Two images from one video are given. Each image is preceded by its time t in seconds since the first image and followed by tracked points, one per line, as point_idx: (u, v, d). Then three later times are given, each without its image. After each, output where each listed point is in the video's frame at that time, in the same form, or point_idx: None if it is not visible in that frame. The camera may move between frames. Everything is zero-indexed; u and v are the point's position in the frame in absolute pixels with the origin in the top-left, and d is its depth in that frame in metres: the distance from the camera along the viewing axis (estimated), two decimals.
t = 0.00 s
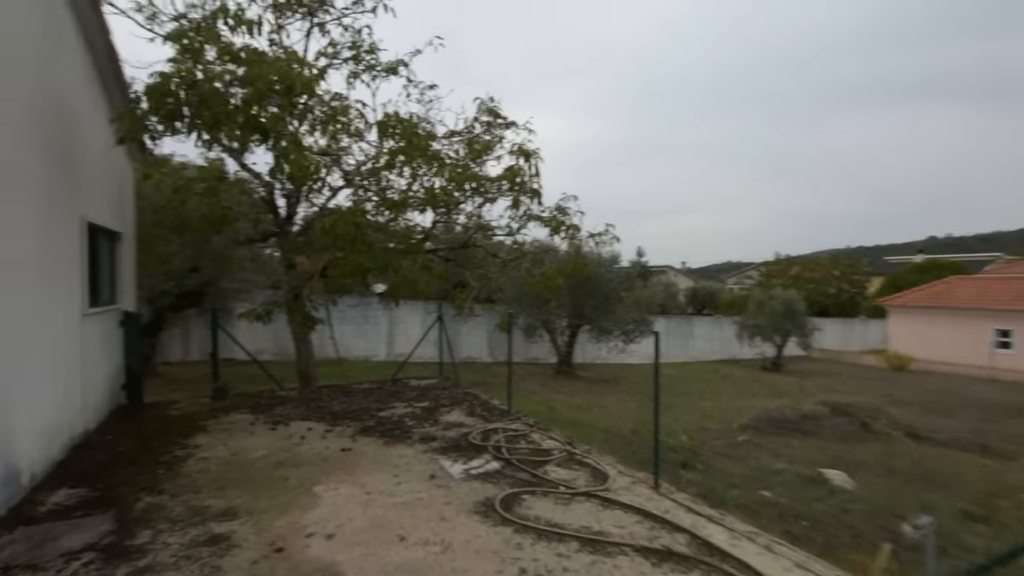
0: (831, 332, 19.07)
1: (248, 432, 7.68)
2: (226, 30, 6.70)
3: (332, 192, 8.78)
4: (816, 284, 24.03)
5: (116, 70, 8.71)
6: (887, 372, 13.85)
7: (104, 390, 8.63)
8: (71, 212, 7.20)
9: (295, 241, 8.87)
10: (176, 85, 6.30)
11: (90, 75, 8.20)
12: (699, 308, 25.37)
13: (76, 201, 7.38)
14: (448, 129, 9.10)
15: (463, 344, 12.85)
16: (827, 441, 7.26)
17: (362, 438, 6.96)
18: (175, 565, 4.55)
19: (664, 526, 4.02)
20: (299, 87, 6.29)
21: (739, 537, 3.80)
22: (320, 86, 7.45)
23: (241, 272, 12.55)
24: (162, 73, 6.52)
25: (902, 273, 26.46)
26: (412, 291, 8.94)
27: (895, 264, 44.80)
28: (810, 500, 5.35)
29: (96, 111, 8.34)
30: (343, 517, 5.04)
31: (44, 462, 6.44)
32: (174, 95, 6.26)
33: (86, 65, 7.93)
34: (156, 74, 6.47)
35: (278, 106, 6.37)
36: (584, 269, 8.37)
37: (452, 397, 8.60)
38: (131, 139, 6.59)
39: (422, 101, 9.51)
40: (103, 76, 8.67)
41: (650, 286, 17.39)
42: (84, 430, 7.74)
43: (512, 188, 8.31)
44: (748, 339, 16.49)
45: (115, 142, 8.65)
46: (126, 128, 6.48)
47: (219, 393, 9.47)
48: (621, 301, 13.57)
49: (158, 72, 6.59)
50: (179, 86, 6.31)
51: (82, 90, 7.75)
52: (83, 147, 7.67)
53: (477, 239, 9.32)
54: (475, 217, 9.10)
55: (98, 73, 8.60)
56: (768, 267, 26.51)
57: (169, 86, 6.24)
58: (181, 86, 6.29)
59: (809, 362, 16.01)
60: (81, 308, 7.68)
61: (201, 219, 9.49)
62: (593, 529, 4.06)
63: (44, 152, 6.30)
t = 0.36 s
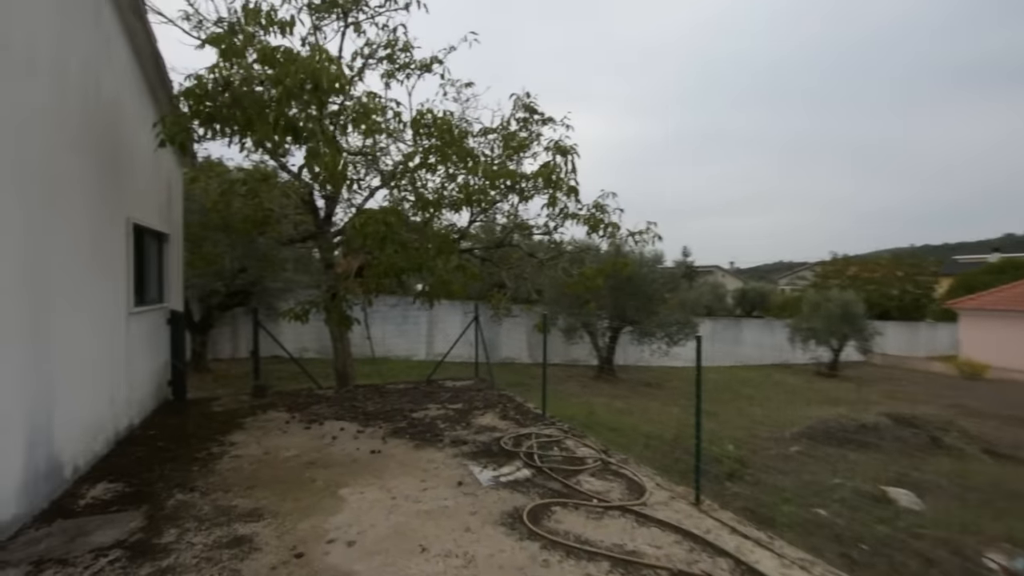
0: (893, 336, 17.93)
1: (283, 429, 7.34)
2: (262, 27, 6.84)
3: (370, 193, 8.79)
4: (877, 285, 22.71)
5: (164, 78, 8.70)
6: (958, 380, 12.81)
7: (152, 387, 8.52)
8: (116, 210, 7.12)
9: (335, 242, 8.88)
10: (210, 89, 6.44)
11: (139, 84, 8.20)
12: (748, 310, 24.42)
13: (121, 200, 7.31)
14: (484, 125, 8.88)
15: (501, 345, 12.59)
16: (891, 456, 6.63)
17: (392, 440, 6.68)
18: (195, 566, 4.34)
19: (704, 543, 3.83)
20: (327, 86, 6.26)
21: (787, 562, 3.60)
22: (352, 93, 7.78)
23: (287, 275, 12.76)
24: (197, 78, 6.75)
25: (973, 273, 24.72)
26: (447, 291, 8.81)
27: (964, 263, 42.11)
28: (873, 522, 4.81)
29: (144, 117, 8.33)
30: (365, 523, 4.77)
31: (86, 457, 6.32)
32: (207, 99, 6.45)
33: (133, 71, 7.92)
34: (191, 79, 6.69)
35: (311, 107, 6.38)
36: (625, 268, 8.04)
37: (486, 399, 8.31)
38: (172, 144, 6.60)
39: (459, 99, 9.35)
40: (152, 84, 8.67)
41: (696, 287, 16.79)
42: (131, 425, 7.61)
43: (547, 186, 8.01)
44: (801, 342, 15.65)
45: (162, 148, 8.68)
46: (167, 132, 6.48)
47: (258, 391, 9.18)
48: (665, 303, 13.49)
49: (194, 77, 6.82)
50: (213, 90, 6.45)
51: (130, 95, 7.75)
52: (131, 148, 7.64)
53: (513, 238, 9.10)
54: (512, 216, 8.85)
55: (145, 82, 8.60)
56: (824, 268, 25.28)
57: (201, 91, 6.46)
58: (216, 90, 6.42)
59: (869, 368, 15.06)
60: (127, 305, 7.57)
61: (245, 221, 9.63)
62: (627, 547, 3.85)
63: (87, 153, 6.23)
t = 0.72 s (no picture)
0: (970, 340, 16.55)
1: (318, 429, 7.26)
2: (291, 27, 6.75)
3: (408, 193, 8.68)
4: (952, 285, 21.09)
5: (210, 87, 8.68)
6: None
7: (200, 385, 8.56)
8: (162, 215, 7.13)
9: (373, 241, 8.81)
10: (242, 90, 6.54)
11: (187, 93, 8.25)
12: (808, 311, 23.19)
13: (168, 203, 7.30)
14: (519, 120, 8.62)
15: (543, 346, 12.29)
16: (969, 473, 5.94)
17: (424, 442, 6.48)
18: (218, 566, 4.23)
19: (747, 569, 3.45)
20: (355, 83, 6.21)
21: None
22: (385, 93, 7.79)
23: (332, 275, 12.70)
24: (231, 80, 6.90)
25: None
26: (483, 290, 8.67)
27: None
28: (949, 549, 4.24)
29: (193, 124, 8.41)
30: (388, 529, 4.57)
31: (132, 450, 6.30)
32: (233, 102, 6.56)
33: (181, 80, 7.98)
34: (225, 80, 6.83)
35: (338, 104, 6.39)
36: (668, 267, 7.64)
37: (523, 402, 8.03)
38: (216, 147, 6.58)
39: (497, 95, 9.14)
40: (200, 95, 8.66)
41: (751, 288, 15.98)
42: (177, 420, 7.67)
43: (586, 182, 7.67)
44: (866, 346, 14.63)
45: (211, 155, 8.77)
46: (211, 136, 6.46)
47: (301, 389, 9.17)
48: (716, 304, 12.63)
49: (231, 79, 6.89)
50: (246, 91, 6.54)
51: (178, 103, 7.73)
52: (178, 154, 7.62)
53: (551, 237, 8.84)
54: (551, 214, 8.51)
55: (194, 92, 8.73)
56: (892, 266, 23.73)
57: (229, 94, 6.60)
58: (250, 89, 6.50)
59: (943, 375, 13.91)
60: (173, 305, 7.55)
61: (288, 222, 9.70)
62: (659, 568, 3.54)
63: (134, 160, 6.22)
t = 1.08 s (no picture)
0: None
1: (371, 426, 7.17)
2: (345, 31, 6.65)
3: (462, 194, 8.62)
4: None
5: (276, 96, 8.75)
6: None
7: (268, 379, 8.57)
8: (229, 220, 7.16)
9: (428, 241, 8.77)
10: (299, 96, 6.66)
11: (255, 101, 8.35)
12: (894, 315, 21.49)
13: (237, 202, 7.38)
14: (572, 116, 8.41)
15: (604, 347, 11.90)
16: None
17: (473, 443, 6.30)
18: (263, 560, 4.08)
19: None
20: (400, 84, 6.21)
21: None
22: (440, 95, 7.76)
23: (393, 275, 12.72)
24: (289, 85, 7.04)
25: None
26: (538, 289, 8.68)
27: None
28: None
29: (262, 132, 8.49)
30: (429, 532, 4.36)
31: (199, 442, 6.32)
32: (290, 106, 6.68)
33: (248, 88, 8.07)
34: (283, 86, 6.97)
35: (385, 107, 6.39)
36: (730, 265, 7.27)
37: (576, 405, 7.73)
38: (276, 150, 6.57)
39: (552, 91, 9.02)
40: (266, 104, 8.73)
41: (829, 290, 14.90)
42: (244, 413, 7.53)
43: (642, 176, 7.31)
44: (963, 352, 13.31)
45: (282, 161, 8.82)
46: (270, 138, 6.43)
47: (358, 385, 9.22)
48: (790, 305, 12.10)
49: (289, 84, 7.04)
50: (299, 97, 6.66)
51: (248, 109, 7.86)
52: (247, 157, 7.70)
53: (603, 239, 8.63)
54: (607, 212, 8.30)
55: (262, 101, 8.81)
56: (994, 265, 21.60)
57: (287, 99, 6.72)
58: (306, 95, 6.63)
59: None
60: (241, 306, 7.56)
61: (348, 223, 9.83)
62: None
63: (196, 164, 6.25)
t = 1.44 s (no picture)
0: None
1: (414, 425, 6.99)
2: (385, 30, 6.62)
3: (509, 192, 8.48)
4: None
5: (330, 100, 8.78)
6: None
7: (320, 375, 8.55)
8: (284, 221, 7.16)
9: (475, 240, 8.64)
10: (343, 95, 6.62)
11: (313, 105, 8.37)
12: (989, 319, 19.60)
13: (293, 201, 7.38)
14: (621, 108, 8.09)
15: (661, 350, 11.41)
16: None
17: (513, 447, 6.06)
18: (294, 558, 3.89)
19: None
20: (437, 78, 6.10)
21: None
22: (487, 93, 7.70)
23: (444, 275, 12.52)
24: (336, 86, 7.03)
25: None
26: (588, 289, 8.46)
27: None
28: None
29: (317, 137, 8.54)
30: (459, 537, 4.11)
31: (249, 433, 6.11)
32: (336, 107, 6.65)
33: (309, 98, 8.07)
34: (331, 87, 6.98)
35: (425, 104, 6.38)
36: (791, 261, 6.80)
37: (625, 410, 7.35)
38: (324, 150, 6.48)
39: (602, 85, 8.74)
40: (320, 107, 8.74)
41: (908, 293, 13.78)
42: (293, 408, 7.45)
43: (695, 167, 6.89)
44: None
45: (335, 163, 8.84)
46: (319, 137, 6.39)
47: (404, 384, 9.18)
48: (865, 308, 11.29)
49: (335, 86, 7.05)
50: (345, 96, 6.62)
51: (306, 112, 7.89)
52: (305, 158, 7.71)
53: (655, 235, 8.44)
54: (659, 207, 8.10)
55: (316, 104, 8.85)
56: None
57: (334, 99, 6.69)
58: (349, 95, 6.61)
59: None
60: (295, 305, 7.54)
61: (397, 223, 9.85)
62: None
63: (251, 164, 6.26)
